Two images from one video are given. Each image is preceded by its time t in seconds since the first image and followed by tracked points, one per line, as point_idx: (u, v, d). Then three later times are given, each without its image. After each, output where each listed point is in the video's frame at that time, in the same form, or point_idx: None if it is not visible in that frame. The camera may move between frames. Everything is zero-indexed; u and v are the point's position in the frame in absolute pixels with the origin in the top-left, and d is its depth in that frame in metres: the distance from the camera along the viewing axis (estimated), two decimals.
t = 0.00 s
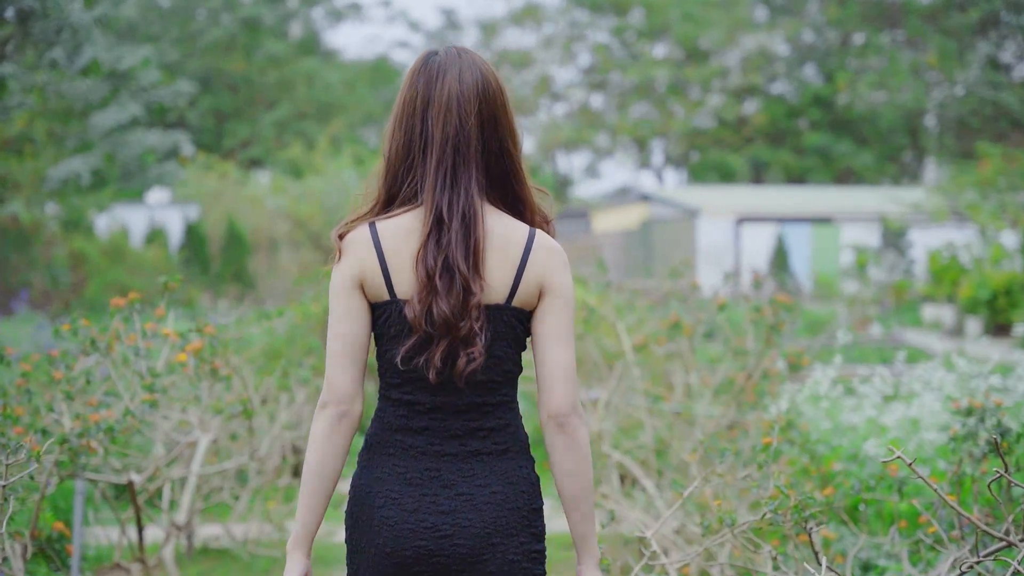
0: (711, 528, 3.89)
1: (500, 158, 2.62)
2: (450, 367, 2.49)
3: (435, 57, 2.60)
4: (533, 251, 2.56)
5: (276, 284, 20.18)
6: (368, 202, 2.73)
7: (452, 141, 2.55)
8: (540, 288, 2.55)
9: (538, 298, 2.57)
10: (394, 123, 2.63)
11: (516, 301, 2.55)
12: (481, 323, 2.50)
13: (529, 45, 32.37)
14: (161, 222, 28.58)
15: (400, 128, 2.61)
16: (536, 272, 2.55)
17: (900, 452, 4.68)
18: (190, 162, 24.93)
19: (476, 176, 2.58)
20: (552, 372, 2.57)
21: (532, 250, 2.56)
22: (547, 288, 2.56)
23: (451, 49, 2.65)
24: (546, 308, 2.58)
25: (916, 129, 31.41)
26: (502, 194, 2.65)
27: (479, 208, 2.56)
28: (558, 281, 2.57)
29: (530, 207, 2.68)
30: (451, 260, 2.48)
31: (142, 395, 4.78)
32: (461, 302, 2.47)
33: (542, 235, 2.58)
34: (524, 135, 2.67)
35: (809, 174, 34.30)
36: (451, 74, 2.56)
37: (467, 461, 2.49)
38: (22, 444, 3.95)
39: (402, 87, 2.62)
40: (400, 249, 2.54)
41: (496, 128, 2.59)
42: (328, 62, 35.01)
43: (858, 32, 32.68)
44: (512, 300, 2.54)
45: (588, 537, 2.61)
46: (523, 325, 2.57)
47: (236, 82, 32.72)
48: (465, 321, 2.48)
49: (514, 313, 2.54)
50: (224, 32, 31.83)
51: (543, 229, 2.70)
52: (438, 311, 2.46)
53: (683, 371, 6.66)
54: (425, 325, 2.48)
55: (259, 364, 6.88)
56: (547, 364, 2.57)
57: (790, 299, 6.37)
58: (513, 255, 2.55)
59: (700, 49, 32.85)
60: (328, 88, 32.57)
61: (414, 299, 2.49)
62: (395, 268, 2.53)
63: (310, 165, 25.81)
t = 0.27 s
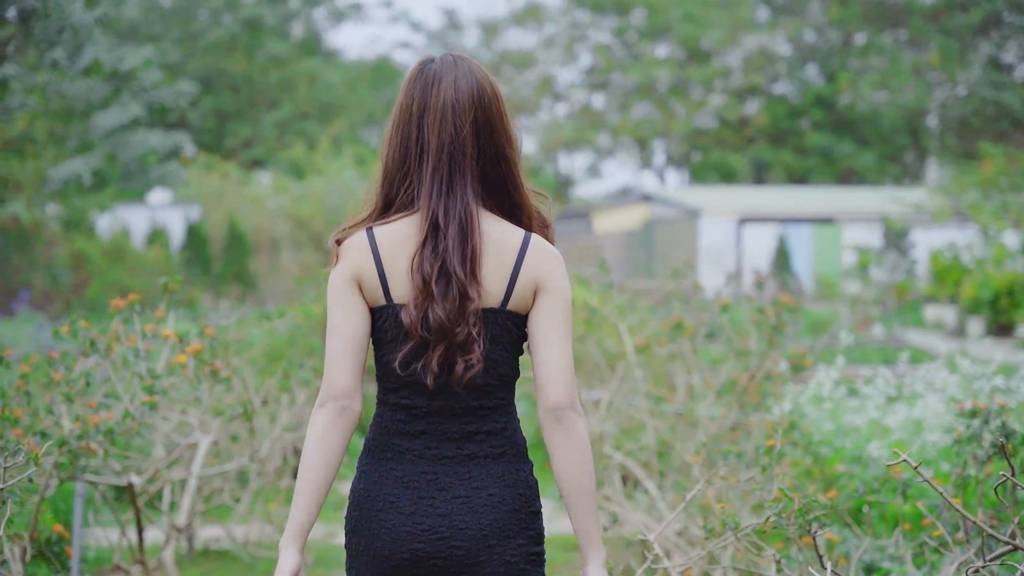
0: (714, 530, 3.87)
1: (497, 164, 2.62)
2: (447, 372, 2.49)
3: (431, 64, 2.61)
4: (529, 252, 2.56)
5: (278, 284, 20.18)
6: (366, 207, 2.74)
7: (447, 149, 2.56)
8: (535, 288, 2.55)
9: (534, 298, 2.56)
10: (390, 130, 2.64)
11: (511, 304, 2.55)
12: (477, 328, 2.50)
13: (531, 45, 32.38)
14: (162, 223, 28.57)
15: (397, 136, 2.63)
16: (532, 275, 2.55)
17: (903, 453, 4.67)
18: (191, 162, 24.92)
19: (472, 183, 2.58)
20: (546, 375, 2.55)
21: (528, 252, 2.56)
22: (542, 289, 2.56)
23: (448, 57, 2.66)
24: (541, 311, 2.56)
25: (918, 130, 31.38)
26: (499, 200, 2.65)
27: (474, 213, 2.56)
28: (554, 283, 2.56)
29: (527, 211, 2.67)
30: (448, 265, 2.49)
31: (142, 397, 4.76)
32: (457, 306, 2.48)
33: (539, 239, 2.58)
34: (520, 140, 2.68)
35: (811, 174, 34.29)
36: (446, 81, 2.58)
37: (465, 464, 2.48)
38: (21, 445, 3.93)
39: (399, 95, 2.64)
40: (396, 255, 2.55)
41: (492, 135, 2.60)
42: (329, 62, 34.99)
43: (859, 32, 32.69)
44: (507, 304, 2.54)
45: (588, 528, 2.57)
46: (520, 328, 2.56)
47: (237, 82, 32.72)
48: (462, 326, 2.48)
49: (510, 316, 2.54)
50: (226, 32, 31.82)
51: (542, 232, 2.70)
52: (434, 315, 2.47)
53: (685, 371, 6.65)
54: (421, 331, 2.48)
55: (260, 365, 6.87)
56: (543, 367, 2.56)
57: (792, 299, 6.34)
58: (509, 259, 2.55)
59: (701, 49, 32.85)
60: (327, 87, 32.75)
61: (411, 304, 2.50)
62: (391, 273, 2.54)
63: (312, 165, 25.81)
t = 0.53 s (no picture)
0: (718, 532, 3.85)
1: (491, 171, 2.61)
2: (442, 379, 2.48)
3: (425, 72, 2.60)
4: (524, 258, 2.54)
5: (279, 284, 20.16)
6: (361, 215, 2.73)
7: (441, 156, 2.55)
8: (530, 295, 2.53)
9: (528, 305, 2.54)
10: (385, 138, 2.63)
11: (506, 312, 2.53)
12: (472, 335, 2.48)
13: (533, 44, 32.34)
14: (164, 222, 28.56)
15: (391, 144, 2.62)
16: (527, 281, 2.54)
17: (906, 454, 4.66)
18: (193, 162, 24.90)
19: (466, 191, 2.57)
20: (540, 381, 2.54)
21: (523, 259, 2.54)
22: (535, 297, 2.54)
23: (441, 65, 2.65)
24: (535, 317, 2.55)
25: (921, 129, 31.34)
26: (493, 208, 2.64)
27: (468, 221, 2.55)
28: (549, 290, 2.54)
29: (522, 217, 2.66)
30: (442, 272, 2.48)
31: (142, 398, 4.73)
32: (451, 313, 2.47)
33: (534, 246, 2.56)
34: (514, 147, 2.66)
35: (813, 174, 34.24)
36: (440, 89, 2.56)
37: (462, 469, 2.47)
38: (20, 446, 3.91)
39: (394, 103, 2.63)
40: (391, 262, 2.53)
41: (487, 142, 2.59)
42: (331, 62, 34.98)
43: (862, 32, 32.63)
44: (502, 311, 2.52)
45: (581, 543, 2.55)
46: (514, 336, 2.55)
47: (239, 82, 32.70)
48: (457, 333, 2.47)
49: (504, 324, 2.53)
50: (228, 32, 31.78)
51: (537, 239, 2.69)
52: (429, 324, 2.46)
53: (688, 372, 6.63)
54: (416, 339, 2.47)
55: (261, 366, 6.85)
56: (538, 373, 2.55)
57: (795, 299, 6.32)
58: (503, 266, 2.53)
59: (704, 49, 32.82)
60: (327, 88, 32.74)
61: (406, 312, 2.49)
62: (387, 280, 2.53)
63: (314, 165, 25.80)
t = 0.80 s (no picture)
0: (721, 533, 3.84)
1: (486, 174, 2.58)
2: (440, 382, 2.46)
3: (420, 76, 2.58)
4: (521, 260, 2.52)
5: (282, 283, 20.16)
6: (360, 220, 2.72)
7: (435, 159, 2.53)
8: (525, 301, 2.50)
9: (524, 311, 2.52)
10: (382, 143, 2.62)
11: (503, 316, 2.50)
12: (469, 339, 2.46)
13: (536, 43, 32.34)
14: (166, 221, 28.58)
15: (387, 150, 2.60)
16: (524, 283, 2.51)
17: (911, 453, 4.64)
18: (196, 161, 24.92)
19: (462, 194, 2.55)
20: (538, 384, 2.52)
21: (520, 262, 2.52)
22: (533, 302, 2.51)
23: (437, 67, 2.63)
24: (533, 321, 2.52)
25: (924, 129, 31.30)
26: (489, 210, 2.62)
27: (463, 223, 2.53)
28: (544, 293, 2.52)
29: (518, 219, 2.64)
30: (438, 275, 2.46)
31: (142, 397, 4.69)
32: (447, 317, 2.45)
33: (531, 249, 2.53)
34: (510, 150, 2.64)
35: (816, 173, 34.20)
36: (435, 92, 2.54)
37: (461, 471, 2.45)
38: (19, 446, 3.90)
39: (390, 108, 2.61)
40: (389, 266, 2.52)
41: (482, 145, 2.56)
42: (333, 61, 34.91)
43: (865, 30, 32.60)
44: (498, 316, 2.50)
45: (562, 546, 2.58)
46: (512, 340, 2.52)
47: (242, 80, 32.73)
48: (453, 336, 2.45)
49: (501, 329, 2.50)
50: (231, 31, 31.79)
51: (534, 241, 2.66)
52: (424, 327, 2.44)
53: (691, 371, 6.61)
54: (413, 342, 2.46)
55: (264, 366, 6.84)
56: (535, 377, 2.53)
57: (798, 298, 6.29)
58: (500, 269, 2.51)
59: (706, 48, 32.80)
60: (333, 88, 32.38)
61: (402, 317, 2.47)
62: (384, 284, 2.52)
63: (316, 164, 25.80)
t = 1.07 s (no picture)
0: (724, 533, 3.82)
1: (485, 173, 2.57)
2: (439, 382, 2.45)
3: (419, 76, 2.57)
4: (520, 260, 2.50)
5: (285, 284, 20.17)
6: (359, 220, 2.70)
7: (433, 159, 2.52)
8: (524, 303, 2.49)
9: (523, 314, 2.50)
10: (381, 142, 2.61)
11: (502, 317, 2.49)
12: (469, 338, 2.45)
13: (538, 44, 32.37)
14: (169, 222, 28.62)
15: (386, 149, 2.58)
16: (522, 283, 2.49)
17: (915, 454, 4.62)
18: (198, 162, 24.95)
19: (460, 193, 2.53)
20: (537, 384, 2.51)
21: (519, 263, 2.50)
22: (532, 301, 2.50)
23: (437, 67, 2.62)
24: (533, 322, 2.50)
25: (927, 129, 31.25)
26: (488, 208, 2.60)
27: (461, 222, 2.51)
28: (543, 294, 2.51)
29: (516, 219, 2.62)
30: (437, 274, 2.45)
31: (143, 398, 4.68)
32: (446, 317, 2.43)
33: (530, 249, 2.52)
34: (509, 149, 2.62)
35: (819, 174, 34.15)
36: (433, 91, 2.53)
37: (459, 470, 2.44)
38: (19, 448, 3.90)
39: (389, 107, 2.59)
40: (387, 266, 2.51)
41: (480, 145, 2.55)
42: (336, 61, 34.93)
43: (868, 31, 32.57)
44: (497, 317, 2.48)
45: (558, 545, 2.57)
46: (511, 340, 2.50)
47: (245, 81, 32.78)
48: (452, 336, 2.43)
49: (501, 329, 2.48)
50: (233, 32, 31.83)
51: (533, 241, 2.65)
52: (422, 326, 2.43)
53: (694, 372, 6.59)
54: (411, 341, 2.44)
55: (266, 367, 6.83)
56: (534, 376, 2.52)
57: (802, 299, 6.27)
58: (498, 269, 2.49)
59: (709, 48, 32.78)
60: (335, 87, 32.22)
61: (400, 316, 2.46)
62: (383, 283, 2.51)
63: (319, 165, 25.83)
